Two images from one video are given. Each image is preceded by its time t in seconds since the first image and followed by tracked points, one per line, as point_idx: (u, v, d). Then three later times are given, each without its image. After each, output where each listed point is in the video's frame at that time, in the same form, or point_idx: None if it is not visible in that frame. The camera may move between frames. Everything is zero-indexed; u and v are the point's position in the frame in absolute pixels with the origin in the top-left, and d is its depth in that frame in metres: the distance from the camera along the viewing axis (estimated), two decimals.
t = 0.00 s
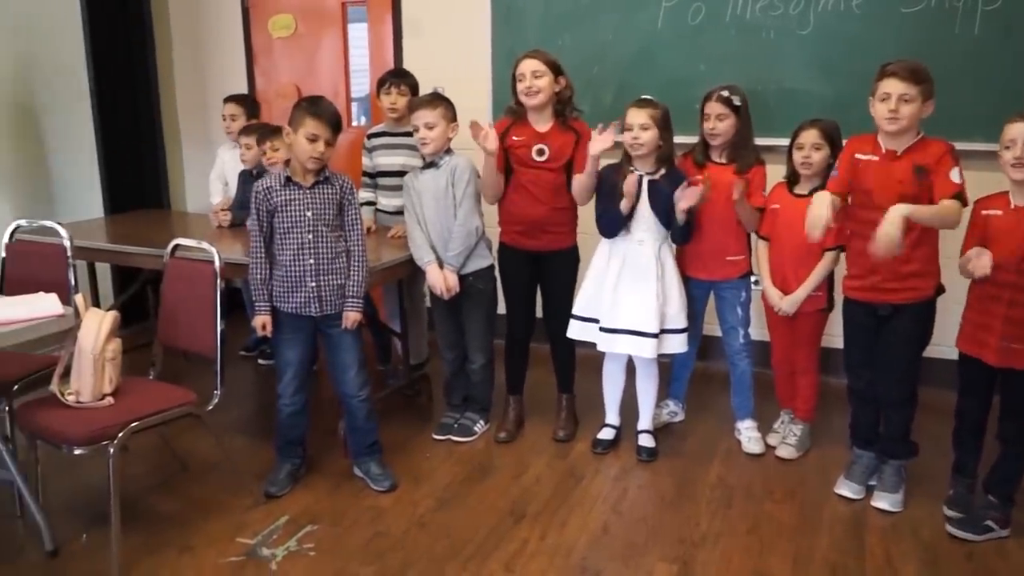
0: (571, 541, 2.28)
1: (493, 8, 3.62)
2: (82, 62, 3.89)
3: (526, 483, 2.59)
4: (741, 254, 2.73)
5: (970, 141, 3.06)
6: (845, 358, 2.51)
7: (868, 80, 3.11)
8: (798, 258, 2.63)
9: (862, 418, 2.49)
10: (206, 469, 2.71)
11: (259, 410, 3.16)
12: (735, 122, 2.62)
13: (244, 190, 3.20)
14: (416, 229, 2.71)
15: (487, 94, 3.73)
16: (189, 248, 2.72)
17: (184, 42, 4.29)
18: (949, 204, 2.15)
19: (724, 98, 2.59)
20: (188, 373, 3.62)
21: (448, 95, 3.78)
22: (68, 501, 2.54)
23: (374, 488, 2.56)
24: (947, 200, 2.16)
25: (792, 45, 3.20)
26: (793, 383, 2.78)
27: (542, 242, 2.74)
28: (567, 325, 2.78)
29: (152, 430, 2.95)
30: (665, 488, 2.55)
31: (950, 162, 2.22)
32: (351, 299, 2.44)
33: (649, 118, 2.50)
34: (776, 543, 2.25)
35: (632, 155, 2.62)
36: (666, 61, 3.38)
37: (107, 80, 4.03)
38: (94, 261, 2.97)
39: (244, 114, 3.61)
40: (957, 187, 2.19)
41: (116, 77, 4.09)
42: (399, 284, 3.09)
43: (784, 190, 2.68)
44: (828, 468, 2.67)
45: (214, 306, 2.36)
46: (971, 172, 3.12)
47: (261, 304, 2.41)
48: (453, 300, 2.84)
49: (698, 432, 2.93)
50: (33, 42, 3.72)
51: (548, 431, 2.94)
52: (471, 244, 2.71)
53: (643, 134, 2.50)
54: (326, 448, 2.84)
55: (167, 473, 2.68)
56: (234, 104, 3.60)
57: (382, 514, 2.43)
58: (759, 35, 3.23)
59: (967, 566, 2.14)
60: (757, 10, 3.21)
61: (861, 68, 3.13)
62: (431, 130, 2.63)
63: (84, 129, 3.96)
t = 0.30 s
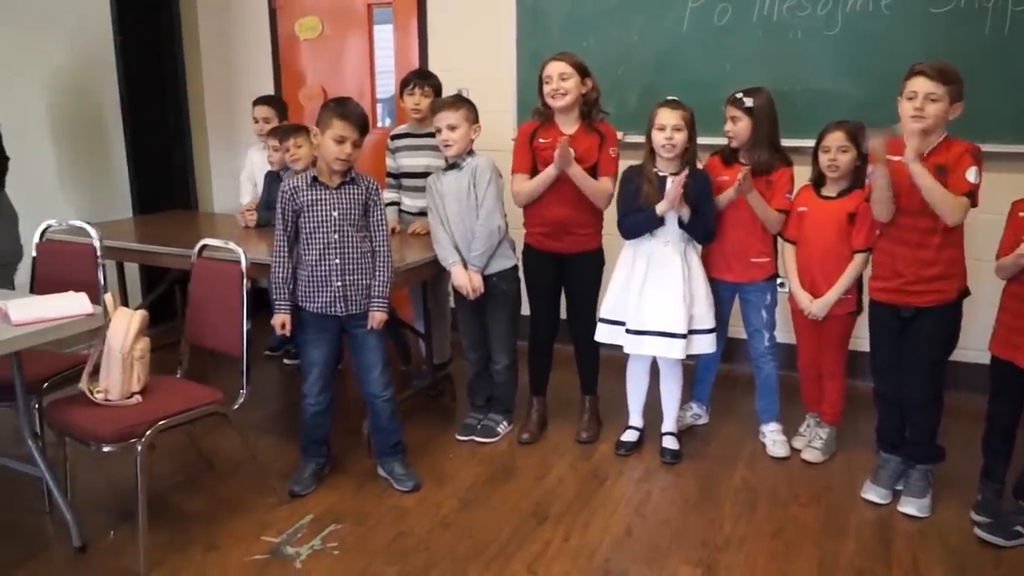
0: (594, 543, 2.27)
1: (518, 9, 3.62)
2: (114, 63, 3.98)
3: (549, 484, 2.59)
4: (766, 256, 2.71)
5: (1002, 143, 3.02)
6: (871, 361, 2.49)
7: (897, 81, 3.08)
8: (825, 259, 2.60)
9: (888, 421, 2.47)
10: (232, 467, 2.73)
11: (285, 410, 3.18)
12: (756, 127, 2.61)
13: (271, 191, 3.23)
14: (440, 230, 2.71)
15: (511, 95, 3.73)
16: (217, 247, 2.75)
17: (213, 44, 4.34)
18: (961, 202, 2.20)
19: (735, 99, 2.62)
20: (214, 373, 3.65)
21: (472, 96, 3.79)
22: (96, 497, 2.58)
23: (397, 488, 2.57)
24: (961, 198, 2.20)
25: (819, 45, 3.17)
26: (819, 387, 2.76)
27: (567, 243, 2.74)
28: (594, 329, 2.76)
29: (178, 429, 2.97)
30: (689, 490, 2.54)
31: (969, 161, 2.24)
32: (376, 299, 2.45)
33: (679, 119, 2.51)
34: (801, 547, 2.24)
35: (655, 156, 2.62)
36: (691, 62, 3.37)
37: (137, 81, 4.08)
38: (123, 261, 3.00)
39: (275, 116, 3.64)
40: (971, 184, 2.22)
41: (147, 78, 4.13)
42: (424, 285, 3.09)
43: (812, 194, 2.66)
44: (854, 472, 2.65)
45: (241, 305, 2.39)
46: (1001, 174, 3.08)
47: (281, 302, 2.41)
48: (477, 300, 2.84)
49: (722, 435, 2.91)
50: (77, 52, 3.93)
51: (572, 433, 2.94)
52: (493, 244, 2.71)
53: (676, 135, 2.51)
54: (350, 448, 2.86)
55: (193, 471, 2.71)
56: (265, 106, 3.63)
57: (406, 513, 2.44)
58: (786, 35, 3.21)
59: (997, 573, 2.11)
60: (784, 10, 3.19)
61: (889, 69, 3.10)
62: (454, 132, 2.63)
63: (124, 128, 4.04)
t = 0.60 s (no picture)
0: (605, 544, 2.28)
1: (530, 11, 3.63)
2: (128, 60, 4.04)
3: (560, 485, 2.59)
4: (778, 258, 2.70)
5: (1018, 145, 3.00)
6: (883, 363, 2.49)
7: (911, 82, 3.07)
8: (841, 263, 2.60)
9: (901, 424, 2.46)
10: (243, 468, 2.74)
11: (298, 410, 3.19)
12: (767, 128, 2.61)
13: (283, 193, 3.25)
14: (452, 232, 2.72)
15: (523, 97, 3.74)
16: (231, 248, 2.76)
17: (226, 44, 4.34)
18: (976, 207, 2.20)
19: (750, 101, 2.62)
20: (226, 374, 3.66)
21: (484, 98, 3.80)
22: (109, 497, 2.59)
23: (409, 489, 2.57)
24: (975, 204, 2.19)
25: (833, 47, 3.17)
26: (830, 391, 2.75)
27: (579, 245, 2.74)
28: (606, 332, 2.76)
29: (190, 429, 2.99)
30: (701, 492, 2.54)
31: (985, 163, 2.23)
32: (388, 300, 2.46)
33: (694, 120, 2.51)
34: (813, 550, 2.23)
35: (667, 157, 2.62)
36: (704, 64, 3.37)
37: (151, 78, 4.12)
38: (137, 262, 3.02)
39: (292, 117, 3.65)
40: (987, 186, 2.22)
41: (161, 75, 4.17)
42: (436, 287, 3.09)
43: (826, 195, 2.67)
44: (867, 475, 2.64)
45: (253, 306, 2.39)
46: (1017, 176, 3.07)
47: (296, 304, 2.44)
48: (489, 302, 2.85)
49: (735, 437, 2.91)
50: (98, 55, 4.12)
51: (583, 434, 2.94)
52: (505, 246, 2.71)
53: (691, 137, 2.51)
54: (361, 449, 2.86)
55: (206, 471, 2.72)
56: (282, 107, 3.65)
57: (418, 514, 2.44)
58: (799, 37, 3.20)
59: None
60: (798, 12, 3.19)
61: (903, 70, 3.09)
62: (465, 134, 2.64)
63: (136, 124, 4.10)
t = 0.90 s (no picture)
0: (605, 546, 2.27)
1: (530, 13, 3.63)
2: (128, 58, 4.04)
3: (560, 487, 2.59)
4: (778, 260, 2.70)
5: (1016, 146, 3.00)
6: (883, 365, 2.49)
7: (910, 84, 3.07)
8: (840, 265, 2.62)
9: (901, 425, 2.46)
10: (243, 470, 2.74)
11: (297, 412, 3.19)
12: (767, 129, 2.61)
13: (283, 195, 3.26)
14: (452, 234, 2.71)
15: (523, 99, 3.74)
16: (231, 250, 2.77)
17: (227, 42, 4.34)
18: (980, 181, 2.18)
19: (751, 104, 2.62)
20: (226, 376, 3.66)
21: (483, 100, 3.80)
22: (109, 499, 2.59)
23: (408, 490, 2.57)
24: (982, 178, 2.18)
25: (832, 49, 3.17)
26: (830, 393, 2.75)
27: (578, 246, 2.74)
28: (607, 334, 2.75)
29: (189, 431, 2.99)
30: (700, 495, 2.54)
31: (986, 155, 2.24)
32: (390, 301, 2.47)
33: (695, 123, 2.51)
34: (813, 552, 2.23)
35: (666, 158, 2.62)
36: (703, 66, 3.37)
37: (151, 76, 4.11)
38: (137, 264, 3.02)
39: (294, 119, 3.66)
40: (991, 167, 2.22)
41: (161, 72, 4.16)
42: (436, 288, 3.09)
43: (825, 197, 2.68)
44: (867, 477, 2.63)
45: (253, 306, 2.39)
46: (1015, 177, 3.07)
47: (297, 307, 2.42)
48: (488, 304, 2.85)
49: (735, 439, 2.90)
50: (93, 57, 4.13)
51: (583, 436, 2.94)
52: (505, 247, 2.72)
53: (694, 140, 2.51)
54: (361, 451, 2.86)
55: (205, 473, 2.72)
56: (284, 108, 3.65)
57: (417, 516, 2.44)
58: (799, 39, 3.20)
59: None
60: (797, 14, 3.19)
61: (902, 72, 3.09)
62: (464, 136, 2.64)
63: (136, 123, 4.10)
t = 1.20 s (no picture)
0: (614, 562, 2.20)
1: (536, 16, 3.58)
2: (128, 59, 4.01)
3: (567, 500, 2.52)
4: (792, 267, 2.63)
5: None
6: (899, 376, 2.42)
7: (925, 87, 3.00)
8: (849, 271, 2.54)
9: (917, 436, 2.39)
10: (243, 481, 2.68)
11: (299, 423, 3.13)
12: (778, 135, 2.54)
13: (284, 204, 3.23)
14: (458, 242, 2.66)
15: (529, 103, 3.68)
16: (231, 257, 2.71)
17: (227, 42, 4.30)
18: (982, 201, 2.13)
19: (763, 108, 2.55)
20: (226, 385, 3.60)
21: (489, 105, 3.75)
22: (104, 512, 2.53)
23: (412, 503, 2.51)
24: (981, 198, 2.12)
25: (844, 52, 3.11)
26: (844, 404, 2.67)
27: (583, 253, 2.68)
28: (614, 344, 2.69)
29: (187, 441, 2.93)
30: (711, 508, 2.47)
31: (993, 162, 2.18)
32: (395, 309, 2.41)
33: (705, 129, 2.45)
34: (829, 569, 2.16)
35: (675, 164, 2.56)
36: (713, 70, 3.31)
37: (151, 76, 4.09)
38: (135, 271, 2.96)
39: (289, 122, 3.61)
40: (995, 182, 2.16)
41: (160, 72, 4.13)
42: (440, 294, 3.03)
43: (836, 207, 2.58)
44: (883, 491, 2.56)
45: (255, 314, 2.34)
46: None
47: (302, 316, 2.35)
48: (493, 313, 2.78)
49: (746, 451, 2.83)
50: (101, 59, 4.10)
51: (591, 448, 2.87)
52: (510, 254, 2.66)
53: (704, 147, 2.46)
54: (363, 462, 2.80)
55: (204, 484, 2.66)
56: (278, 111, 3.61)
57: (420, 529, 2.38)
58: (811, 41, 3.14)
59: None
60: (809, 15, 3.13)
61: (916, 75, 3.02)
62: (469, 141, 2.58)
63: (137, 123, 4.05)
